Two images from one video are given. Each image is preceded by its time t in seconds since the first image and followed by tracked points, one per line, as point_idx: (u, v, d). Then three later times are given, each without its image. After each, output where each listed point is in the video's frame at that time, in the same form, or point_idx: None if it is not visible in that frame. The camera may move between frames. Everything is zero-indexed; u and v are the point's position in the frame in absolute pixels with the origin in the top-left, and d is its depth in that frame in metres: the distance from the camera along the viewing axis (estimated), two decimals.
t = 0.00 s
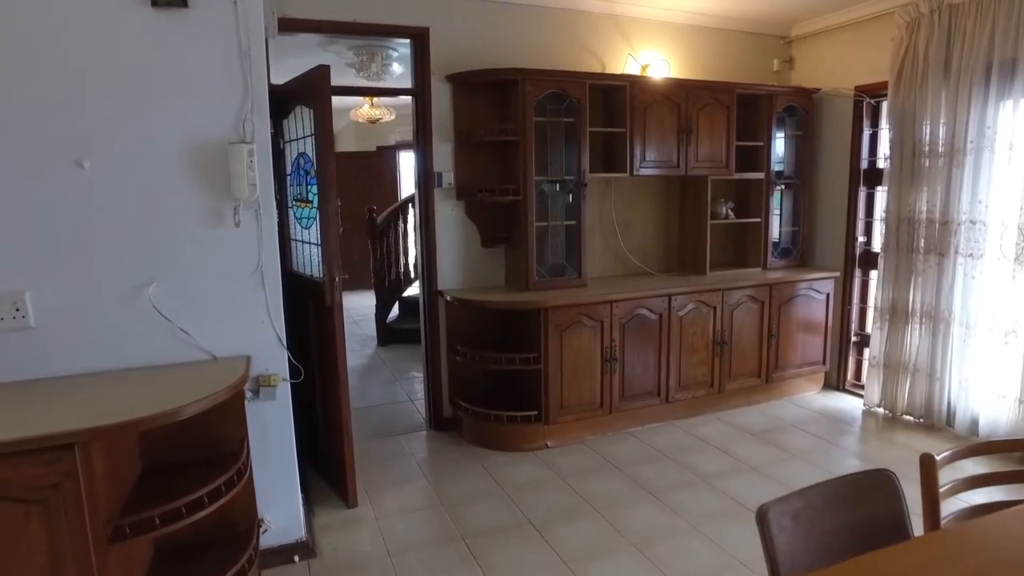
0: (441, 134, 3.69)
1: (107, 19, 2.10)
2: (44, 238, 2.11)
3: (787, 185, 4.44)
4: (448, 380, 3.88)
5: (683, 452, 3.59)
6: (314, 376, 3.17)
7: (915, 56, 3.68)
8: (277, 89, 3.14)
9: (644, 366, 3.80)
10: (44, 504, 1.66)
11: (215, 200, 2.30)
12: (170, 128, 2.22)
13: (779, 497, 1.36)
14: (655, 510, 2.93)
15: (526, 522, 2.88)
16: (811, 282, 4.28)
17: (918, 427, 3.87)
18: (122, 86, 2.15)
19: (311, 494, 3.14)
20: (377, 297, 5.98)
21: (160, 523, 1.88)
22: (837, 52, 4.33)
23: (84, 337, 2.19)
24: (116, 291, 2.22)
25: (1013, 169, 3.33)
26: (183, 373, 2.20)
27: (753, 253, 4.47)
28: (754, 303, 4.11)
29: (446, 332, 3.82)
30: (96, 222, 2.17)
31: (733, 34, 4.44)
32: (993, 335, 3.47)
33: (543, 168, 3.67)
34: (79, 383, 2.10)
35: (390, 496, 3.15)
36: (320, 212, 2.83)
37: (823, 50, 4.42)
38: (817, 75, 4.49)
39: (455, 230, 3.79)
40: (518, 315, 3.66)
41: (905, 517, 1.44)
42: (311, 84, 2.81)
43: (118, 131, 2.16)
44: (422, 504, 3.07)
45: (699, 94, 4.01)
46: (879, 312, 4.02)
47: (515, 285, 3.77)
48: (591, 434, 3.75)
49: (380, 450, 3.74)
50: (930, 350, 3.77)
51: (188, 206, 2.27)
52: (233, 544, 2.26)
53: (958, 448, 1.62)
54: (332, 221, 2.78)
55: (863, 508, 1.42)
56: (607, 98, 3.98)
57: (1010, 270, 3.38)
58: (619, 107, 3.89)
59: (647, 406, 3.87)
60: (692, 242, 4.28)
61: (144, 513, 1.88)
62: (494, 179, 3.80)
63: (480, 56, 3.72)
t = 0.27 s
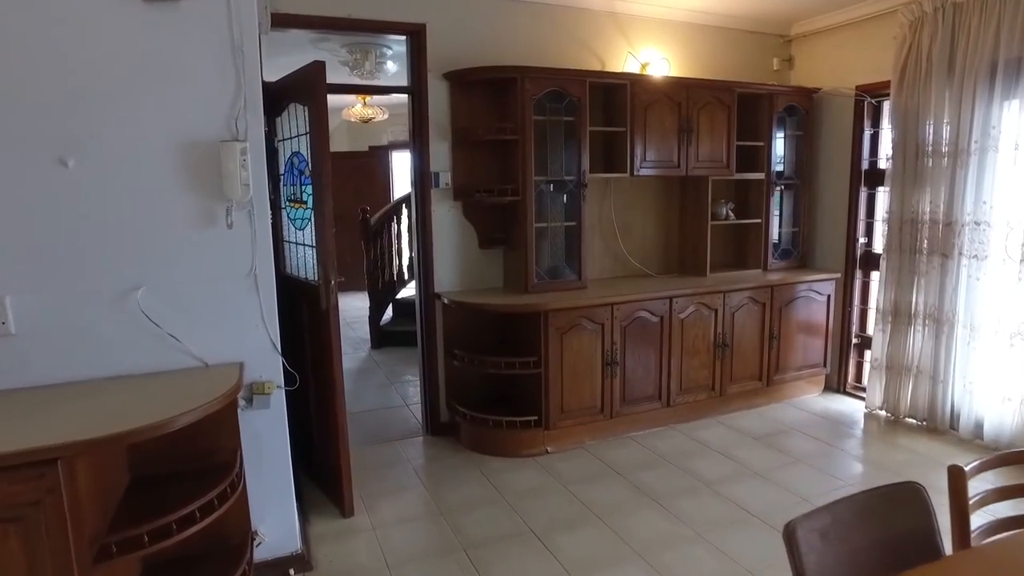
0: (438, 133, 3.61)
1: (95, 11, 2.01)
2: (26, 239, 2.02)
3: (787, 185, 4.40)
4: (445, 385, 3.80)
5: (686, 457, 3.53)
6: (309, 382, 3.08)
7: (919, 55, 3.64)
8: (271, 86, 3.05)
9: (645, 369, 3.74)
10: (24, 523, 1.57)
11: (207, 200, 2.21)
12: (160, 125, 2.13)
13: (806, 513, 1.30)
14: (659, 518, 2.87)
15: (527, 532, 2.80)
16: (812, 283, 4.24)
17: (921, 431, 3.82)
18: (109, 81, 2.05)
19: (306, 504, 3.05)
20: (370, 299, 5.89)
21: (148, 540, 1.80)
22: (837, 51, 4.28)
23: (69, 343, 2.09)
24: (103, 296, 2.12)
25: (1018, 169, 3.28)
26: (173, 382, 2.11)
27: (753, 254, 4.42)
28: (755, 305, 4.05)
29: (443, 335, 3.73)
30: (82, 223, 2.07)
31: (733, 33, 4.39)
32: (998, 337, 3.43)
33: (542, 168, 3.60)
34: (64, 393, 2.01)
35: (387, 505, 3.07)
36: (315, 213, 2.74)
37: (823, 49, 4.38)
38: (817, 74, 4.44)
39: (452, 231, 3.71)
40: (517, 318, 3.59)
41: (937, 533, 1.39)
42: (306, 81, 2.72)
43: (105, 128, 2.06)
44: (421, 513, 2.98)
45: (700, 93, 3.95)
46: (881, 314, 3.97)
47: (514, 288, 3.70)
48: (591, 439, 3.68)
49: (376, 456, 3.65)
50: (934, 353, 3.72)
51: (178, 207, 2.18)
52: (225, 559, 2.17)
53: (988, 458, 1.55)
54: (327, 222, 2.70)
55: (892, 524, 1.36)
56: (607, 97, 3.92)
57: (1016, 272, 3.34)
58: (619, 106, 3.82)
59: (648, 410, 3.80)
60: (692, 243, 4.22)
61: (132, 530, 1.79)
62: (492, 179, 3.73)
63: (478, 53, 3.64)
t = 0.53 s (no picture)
0: (431, 132, 3.53)
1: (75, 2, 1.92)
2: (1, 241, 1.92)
3: (784, 185, 4.36)
4: (439, 389, 3.72)
5: (685, 461, 3.47)
6: (300, 387, 2.99)
7: (917, 53, 3.61)
8: (260, 83, 2.96)
9: (643, 372, 3.68)
10: None
11: (193, 199, 2.12)
12: (143, 122, 2.04)
13: (828, 527, 1.23)
14: (659, 526, 2.81)
15: (525, 540, 2.73)
16: (810, 285, 4.20)
17: (920, 433, 3.79)
18: (89, 75, 1.96)
19: (297, 513, 2.96)
20: (361, 300, 5.80)
21: (131, 558, 1.71)
22: (834, 50, 4.24)
23: (47, 350, 2.00)
24: (83, 300, 2.03)
25: (1019, 169, 3.25)
26: (158, 389, 2.03)
27: (750, 255, 4.38)
28: (753, 306, 4.01)
29: (437, 338, 3.65)
30: (61, 224, 1.98)
31: (730, 31, 4.34)
32: (999, 338, 3.39)
33: (538, 167, 3.53)
34: (42, 402, 1.91)
35: (381, 513, 2.98)
36: (306, 213, 2.65)
37: (820, 48, 4.34)
38: (814, 73, 4.40)
39: (446, 231, 3.63)
40: (513, 320, 3.51)
41: (962, 547, 1.33)
42: (296, 77, 2.64)
43: (84, 124, 1.97)
44: (416, 522, 2.91)
45: (697, 91, 3.90)
46: (880, 315, 3.94)
47: (510, 289, 3.63)
48: (589, 443, 3.62)
49: (369, 462, 3.56)
50: (933, 354, 3.69)
51: (163, 206, 2.09)
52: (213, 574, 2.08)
53: (1011, 468, 1.49)
54: (319, 223, 2.61)
55: (915, 537, 1.29)
56: (603, 95, 3.86)
57: (1017, 272, 3.30)
58: (616, 105, 3.77)
59: (646, 413, 3.74)
60: (689, 244, 4.17)
61: (114, 547, 1.71)
62: (487, 178, 3.65)
63: (473, 50, 3.57)
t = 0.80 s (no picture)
0: (423, 131, 3.46)
1: None
2: None
3: (779, 185, 4.33)
4: (432, 393, 3.64)
5: (682, 465, 3.42)
6: (289, 392, 2.91)
7: (914, 52, 3.58)
8: (247, 80, 2.88)
9: (639, 374, 3.62)
10: None
11: (177, 200, 2.04)
12: (125, 119, 1.96)
13: (844, 542, 1.18)
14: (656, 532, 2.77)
15: (520, 549, 2.67)
16: (805, 285, 4.16)
17: (917, 434, 3.76)
18: (67, 70, 1.87)
19: (286, 522, 2.88)
20: (351, 302, 5.71)
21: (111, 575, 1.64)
22: (829, 48, 4.21)
23: (23, 357, 1.91)
24: (61, 305, 1.94)
25: (1017, 168, 3.22)
26: (141, 398, 1.95)
27: (746, 256, 4.34)
28: (749, 307, 3.97)
29: (430, 341, 3.58)
30: (37, 226, 1.89)
31: (725, 30, 4.30)
32: (996, 339, 3.37)
33: (532, 167, 3.46)
34: (17, 412, 1.83)
35: (373, 522, 2.91)
36: (295, 214, 2.58)
37: (815, 47, 4.31)
38: (809, 72, 4.37)
39: (438, 232, 3.56)
40: (506, 323, 3.44)
41: (981, 559, 1.27)
42: (285, 73, 2.56)
43: (62, 121, 1.88)
44: (408, 530, 2.84)
45: (693, 90, 3.86)
46: (876, 316, 3.91)
47: (503, 291, 3.56)
48: (584, 448, 3.56)
49: (360, 469, 3.49)
50: (930, 355, 3.66)
51: (145, 207, 2.01)
52: None
53: None
54: (308, 224, 2.54)
55: (933, 551, 1.24)
56: (598, 94, 3.81)
57: (1015, 272, 3.27)
58: (611, 103, 3.71)
59: (642, 417, 3.69)
60: (684, 245, 4.12)
61: (93, 565, 1.64)
62: (480, 178, 3.59)
63: (466, 48, 3.50)
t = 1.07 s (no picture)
0: (412, 128, 3.37)
1: None
2: None
3: (774, 184, 4.28)
4: (423, 396, 3.55)
5: (678, 470, 3.35)
6: (274, 398, 2.81)
7: (910, 49, 3.53)
8: (229, 74, 2.78)
9: (634, 377, 3.55)
10: None
11: (154, 198, 1.94)
12: (97, 114, 1.85)
13: (864, 562, 1.10)
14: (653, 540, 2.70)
15: (513, 559, 2.59)
16: (801, 286, 4.12)
17: (915, 436, 3.71)
18: (34, 62, 1.77)
19: (271, 533, 2.78)
20: (340, 304, 5.61)
21: None
22: (825, 46, 4.17)
23: None
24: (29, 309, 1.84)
25: (1015, 167, 3.17)
26: (115, 407, 1.85)
27: (741, 256, 4.28)
28: (744, 308, 3.91)
29: (420, 344, 3.49)
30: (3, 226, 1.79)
31: (719, 27, 4.24)
32: (995, 339, 3.32)
33: (524, 165, 3.38)
34: None
35: (362, 532, 2.82)
36: (280, 213, 2.48)
37: (810, 45, 4.27)
38: (804, 70, 4.33)
39: (428, 232, 3.47)
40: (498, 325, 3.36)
41: None
42: (269, 67, 2.46)
43: (29, 116, 1.78)
44: (398, 540, 2.75)
45: (687, 88, 3.80)
46: (873, 317, 3.86)
47: (495, 293, 3.48)
48: (578, 452, 3.49)
49: (348, 475, 3.39)
50: (927, 356, 3.61)
51: (119, 206, 1.91)
52: None
53: None
54: (294, 223, 2.44)
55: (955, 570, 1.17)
56: (591, 91, 3.73)
57: (1013, 272, 3.23)
58: (605, 101, 3.65)
59: (637, 420, 3.62)
60: (679, 245, 4.07)
61: None
62: (471, 177, 3.50)
63: (456, 44, 3.42)
